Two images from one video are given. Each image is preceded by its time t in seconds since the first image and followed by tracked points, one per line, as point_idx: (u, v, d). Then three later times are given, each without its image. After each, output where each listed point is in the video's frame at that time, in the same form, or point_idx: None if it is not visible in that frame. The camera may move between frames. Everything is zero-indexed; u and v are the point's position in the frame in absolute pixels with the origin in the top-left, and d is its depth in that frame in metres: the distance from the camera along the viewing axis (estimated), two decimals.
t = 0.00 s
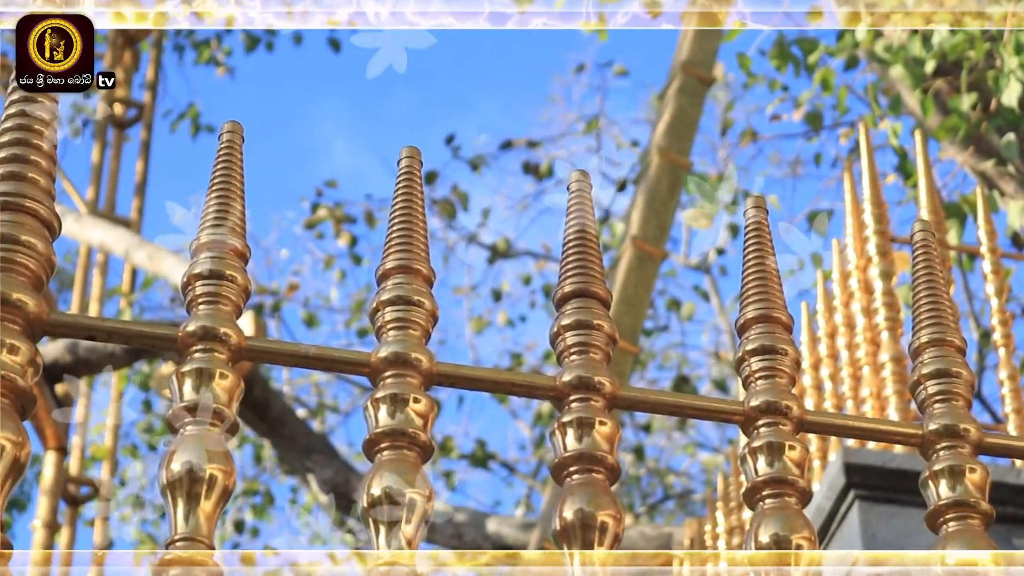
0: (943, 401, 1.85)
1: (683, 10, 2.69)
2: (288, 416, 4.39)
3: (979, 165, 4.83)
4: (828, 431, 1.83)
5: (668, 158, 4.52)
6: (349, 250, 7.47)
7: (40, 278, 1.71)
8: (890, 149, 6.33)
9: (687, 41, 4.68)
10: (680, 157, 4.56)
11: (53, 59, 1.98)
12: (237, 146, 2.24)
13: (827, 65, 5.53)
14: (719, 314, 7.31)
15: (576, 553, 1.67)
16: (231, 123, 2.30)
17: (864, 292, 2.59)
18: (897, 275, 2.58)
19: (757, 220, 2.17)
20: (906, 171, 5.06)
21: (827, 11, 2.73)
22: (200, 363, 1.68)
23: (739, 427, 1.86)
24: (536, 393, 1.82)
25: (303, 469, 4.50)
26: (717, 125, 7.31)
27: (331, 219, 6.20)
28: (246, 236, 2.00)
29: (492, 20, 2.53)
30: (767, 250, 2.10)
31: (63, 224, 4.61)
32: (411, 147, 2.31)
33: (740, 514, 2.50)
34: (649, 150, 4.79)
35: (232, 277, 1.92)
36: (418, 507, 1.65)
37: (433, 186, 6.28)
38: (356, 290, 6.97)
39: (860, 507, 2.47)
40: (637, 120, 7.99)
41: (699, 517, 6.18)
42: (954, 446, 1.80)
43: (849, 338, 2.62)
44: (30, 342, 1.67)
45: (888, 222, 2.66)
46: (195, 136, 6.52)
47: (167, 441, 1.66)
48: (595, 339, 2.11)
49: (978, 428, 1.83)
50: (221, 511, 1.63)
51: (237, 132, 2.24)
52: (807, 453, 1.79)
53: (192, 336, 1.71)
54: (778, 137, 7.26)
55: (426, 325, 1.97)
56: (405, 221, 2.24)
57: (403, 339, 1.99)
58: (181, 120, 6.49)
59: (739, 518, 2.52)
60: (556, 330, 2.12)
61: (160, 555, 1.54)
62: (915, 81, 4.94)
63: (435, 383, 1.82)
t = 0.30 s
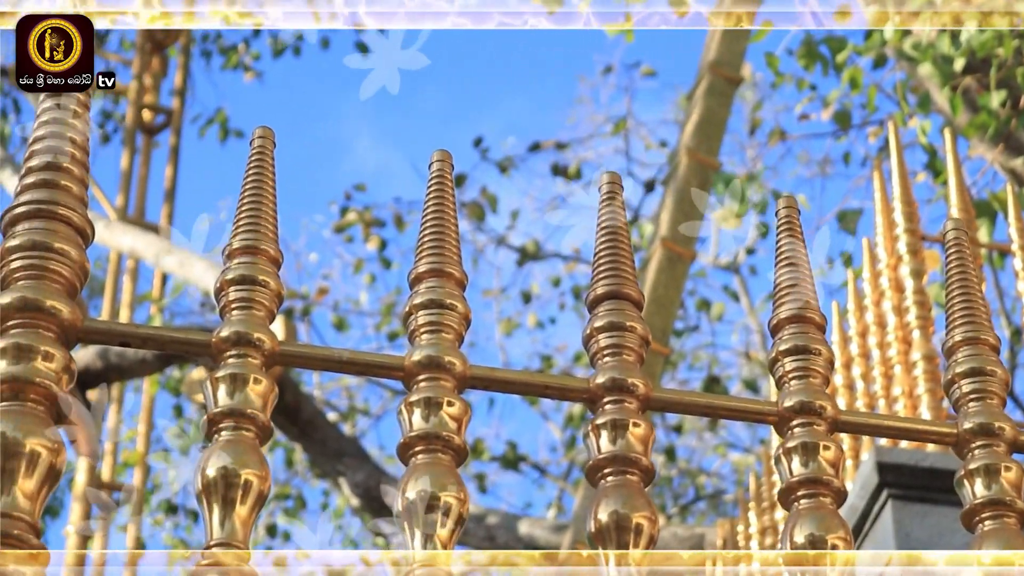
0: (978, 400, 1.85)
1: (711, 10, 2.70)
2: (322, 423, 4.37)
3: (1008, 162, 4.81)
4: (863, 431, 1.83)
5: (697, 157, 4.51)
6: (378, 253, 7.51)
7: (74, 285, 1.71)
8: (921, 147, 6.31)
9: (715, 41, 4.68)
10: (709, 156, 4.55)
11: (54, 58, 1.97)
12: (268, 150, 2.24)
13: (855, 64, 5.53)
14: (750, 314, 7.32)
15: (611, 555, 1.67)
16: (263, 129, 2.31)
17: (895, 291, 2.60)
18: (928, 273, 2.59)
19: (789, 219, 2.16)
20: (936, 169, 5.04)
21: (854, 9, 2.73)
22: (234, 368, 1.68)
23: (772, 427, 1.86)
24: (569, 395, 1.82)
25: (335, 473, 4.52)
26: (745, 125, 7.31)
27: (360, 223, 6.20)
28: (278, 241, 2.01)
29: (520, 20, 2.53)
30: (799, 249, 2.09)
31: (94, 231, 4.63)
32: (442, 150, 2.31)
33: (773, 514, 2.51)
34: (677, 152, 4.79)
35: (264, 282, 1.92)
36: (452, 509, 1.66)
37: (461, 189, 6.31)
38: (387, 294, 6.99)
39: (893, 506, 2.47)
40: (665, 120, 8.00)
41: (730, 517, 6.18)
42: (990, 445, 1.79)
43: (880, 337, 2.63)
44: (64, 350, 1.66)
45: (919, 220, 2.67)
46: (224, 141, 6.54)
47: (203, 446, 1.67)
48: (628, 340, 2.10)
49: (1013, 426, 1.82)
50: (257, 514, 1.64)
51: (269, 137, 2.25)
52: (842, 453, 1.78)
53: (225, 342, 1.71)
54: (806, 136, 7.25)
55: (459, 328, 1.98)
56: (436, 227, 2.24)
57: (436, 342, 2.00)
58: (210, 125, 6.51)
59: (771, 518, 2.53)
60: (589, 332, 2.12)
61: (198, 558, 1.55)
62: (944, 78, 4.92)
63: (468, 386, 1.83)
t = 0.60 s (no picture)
0: (1012, 397, 1.84)
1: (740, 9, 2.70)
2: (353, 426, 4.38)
3: None
4: (897, 429, 1.83)
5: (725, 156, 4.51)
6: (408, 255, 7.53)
7: (108, 290, 1.70)
8: (951, 143, 6.28)
9: (742, 39, 4.67)
10: (737, 155, 4.55)
11: (54, 58, 2.00)
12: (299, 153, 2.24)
13: (884, 61, 5.51)
14: (780, 311, 7.31)
15: (647, 555, 1.67)
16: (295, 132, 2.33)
17: (926, 289, 2.61)
18: (959, 270, 2.59)
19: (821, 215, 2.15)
20: (967, 165, 5.02)
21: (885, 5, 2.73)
22: (268, 371, 1.69)
23: (806, 425, 1.87)
24: (602, 396, 1.83)
25: (366, 474, 4.52)
26: (774, 123, 7.31)
27: (390, 225, 6.18)
28: (310, 244, 2.02)
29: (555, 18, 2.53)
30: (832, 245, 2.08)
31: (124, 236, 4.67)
32: (473, 151, 2.32)
33: (806, 512, 2.51)
34: (706, 150, 4.78)
35: (297, 285, 1.93)
36: (487, 510, 1.66)
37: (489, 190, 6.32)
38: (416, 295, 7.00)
39: (927, 503, 2.46)
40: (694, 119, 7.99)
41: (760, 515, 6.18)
42: None
43: (911, 333, 2.63)
44: (98, 355, 1.65)
45: (950, 217, 2.67)
46: (252, 144, 6.57)
47: (237, 450, 1.68)
48: (661, 339, 2.10)
49: None
50: (293, 516, 1.65)
51: (300, 139, 2.27)
52: (877, 451, 1.78)
53: (259, 345, 1.73)
54: (835, 133, 7.23)
55: (492, 329, 2.00)
56: (468, 229, 2.26)
57: (469, 343, 2.02)
58: (239, 128, 6.53)
59: (804, 516, 2.54)
60: (622, 332, 2.12)
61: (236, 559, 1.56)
62: (973, 74, 4.89)
63: (502, 387, 1.84)
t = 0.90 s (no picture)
0: None
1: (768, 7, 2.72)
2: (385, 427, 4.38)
3: None
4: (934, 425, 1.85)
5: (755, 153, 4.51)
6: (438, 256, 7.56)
7: (142, 294, 1.73)
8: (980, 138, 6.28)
9: (770, 37, 4.67)
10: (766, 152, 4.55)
11: (54, 57, 1.90)
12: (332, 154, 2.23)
13: (913, 56, 5.51)
14: (810, 308, 7.33)
15: (683, 553, 1.68)
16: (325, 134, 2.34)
17: (958, 284, 2.62)
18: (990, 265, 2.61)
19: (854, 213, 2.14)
20: (999, 160, 5.01)
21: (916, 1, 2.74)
22: (303, 373, 1.71)
23: (841, 422, 1.88)
24: (638, 395, 1.84)
25: (397, 475, 4.53)
26: (802, 120, 7.32)
27: (420, 226, 6.18)
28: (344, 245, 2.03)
29: (563, 18, 2.52)
30: (865, 242, 2.06)
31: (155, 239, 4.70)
32: (505, 152, 2.32)
33: (839, 510, 2.52)
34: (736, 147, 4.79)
35: (332, 287, 1.93)
36: (523, 509, 1.67)
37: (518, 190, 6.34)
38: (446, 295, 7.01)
39: (960, 499, 2.46)
40: (724, 117, 8.01)
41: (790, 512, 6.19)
42: None
43: (943, 330, 2.64)
44: (134, 358, 1.68)
45: (981, 213, 2.68)
46: (281, 146, 6.59)
47: (273, 451, 1.70)
48: (695, 338, 2.09)
49: None
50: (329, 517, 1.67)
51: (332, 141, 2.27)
52: (913, 446, 1.79)
53: (294, 347, 1.74)
54: (864, 130, 7.24)
55: (527, 329, 2.00)
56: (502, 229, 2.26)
57: (504, 343, 2.03)
58: (268, 130, 6.55)
59: (837, 513, 2.54)
60: (657, 331, 2.11)
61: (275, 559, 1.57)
62: (1003, 69, 4.89)
63: (537, 386, 1.85)
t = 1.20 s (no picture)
0: None
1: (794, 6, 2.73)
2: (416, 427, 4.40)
3: None
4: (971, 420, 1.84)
5: (784, 151, 4.51)
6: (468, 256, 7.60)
7: (178, 297, 1.74)
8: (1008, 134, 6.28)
9: (798, 35, 4.67)
10: (795, 150, 4.55)
11: (54, 58, 1.86)
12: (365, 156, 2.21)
13: (941, 52, 5.52)
14: (840, 305, 7.37)
15: (720, 551, 1.70)
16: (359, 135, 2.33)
17: (990, 280, 2.64)
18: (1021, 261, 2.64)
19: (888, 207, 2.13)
20: None
21: None
22: (338, 374, 1.72)
23: (877, 418, 1.88)
24: (672, 393, 1.84)
25: (429, 476, 4.54)
26: (831, 117, 7.34)
27: (449, 226, 6.20)
28: (377, 247, 2.03)
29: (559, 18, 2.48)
30: (899, 236, 2.04)
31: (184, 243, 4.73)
32: (537, 152, 2.31)
33: (872, 506, 2.53)
34: (764, 145, 4.79)
35: (365, 288, 1.92)
36: (559, 509, 1.69)
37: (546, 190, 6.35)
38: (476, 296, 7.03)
39: (994, 495, 2.45)
40: (752, 115, 8.02)
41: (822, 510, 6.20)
42: None
43: (975, 326, 2.64)
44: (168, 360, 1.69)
45: (1012, 208, 2.70)
46: (308, 148, 6.62)
47: (309, 451, 1.71)
48: (730, 336, 2.08)
49: None
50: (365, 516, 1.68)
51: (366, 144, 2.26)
52: (950, 442, 1.79)
53: (329, 348, 1.75)
54: (893, 126, 7.26)
55: (561, 328, 2.00)
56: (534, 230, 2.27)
57: (538, 342, 2.03)
58: (295, 133, 6.58)
59: (870, 510, 2.56)
60: (691, 329, 2.10)
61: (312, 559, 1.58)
62: None
63: (572, 386, 1.85)
